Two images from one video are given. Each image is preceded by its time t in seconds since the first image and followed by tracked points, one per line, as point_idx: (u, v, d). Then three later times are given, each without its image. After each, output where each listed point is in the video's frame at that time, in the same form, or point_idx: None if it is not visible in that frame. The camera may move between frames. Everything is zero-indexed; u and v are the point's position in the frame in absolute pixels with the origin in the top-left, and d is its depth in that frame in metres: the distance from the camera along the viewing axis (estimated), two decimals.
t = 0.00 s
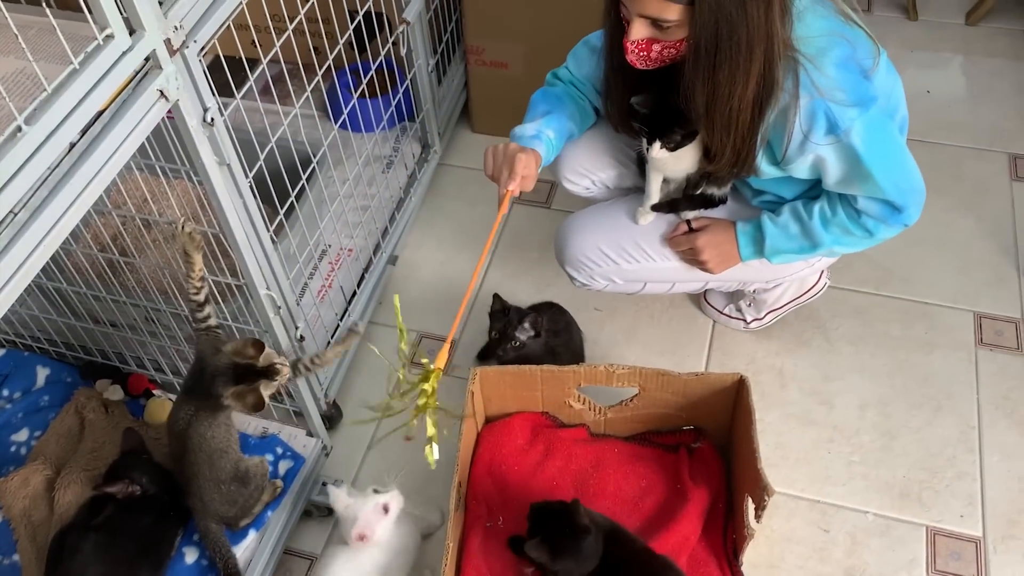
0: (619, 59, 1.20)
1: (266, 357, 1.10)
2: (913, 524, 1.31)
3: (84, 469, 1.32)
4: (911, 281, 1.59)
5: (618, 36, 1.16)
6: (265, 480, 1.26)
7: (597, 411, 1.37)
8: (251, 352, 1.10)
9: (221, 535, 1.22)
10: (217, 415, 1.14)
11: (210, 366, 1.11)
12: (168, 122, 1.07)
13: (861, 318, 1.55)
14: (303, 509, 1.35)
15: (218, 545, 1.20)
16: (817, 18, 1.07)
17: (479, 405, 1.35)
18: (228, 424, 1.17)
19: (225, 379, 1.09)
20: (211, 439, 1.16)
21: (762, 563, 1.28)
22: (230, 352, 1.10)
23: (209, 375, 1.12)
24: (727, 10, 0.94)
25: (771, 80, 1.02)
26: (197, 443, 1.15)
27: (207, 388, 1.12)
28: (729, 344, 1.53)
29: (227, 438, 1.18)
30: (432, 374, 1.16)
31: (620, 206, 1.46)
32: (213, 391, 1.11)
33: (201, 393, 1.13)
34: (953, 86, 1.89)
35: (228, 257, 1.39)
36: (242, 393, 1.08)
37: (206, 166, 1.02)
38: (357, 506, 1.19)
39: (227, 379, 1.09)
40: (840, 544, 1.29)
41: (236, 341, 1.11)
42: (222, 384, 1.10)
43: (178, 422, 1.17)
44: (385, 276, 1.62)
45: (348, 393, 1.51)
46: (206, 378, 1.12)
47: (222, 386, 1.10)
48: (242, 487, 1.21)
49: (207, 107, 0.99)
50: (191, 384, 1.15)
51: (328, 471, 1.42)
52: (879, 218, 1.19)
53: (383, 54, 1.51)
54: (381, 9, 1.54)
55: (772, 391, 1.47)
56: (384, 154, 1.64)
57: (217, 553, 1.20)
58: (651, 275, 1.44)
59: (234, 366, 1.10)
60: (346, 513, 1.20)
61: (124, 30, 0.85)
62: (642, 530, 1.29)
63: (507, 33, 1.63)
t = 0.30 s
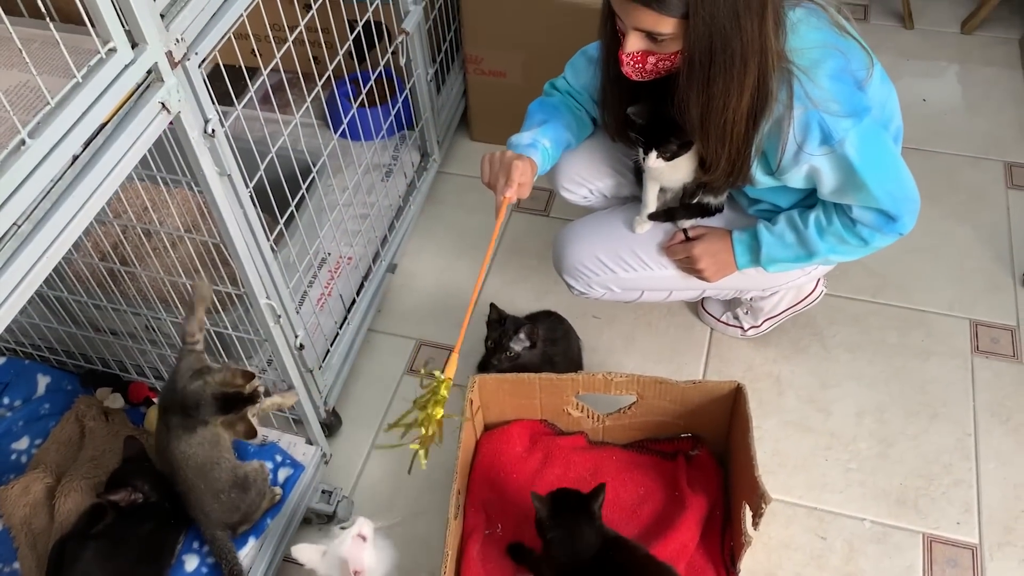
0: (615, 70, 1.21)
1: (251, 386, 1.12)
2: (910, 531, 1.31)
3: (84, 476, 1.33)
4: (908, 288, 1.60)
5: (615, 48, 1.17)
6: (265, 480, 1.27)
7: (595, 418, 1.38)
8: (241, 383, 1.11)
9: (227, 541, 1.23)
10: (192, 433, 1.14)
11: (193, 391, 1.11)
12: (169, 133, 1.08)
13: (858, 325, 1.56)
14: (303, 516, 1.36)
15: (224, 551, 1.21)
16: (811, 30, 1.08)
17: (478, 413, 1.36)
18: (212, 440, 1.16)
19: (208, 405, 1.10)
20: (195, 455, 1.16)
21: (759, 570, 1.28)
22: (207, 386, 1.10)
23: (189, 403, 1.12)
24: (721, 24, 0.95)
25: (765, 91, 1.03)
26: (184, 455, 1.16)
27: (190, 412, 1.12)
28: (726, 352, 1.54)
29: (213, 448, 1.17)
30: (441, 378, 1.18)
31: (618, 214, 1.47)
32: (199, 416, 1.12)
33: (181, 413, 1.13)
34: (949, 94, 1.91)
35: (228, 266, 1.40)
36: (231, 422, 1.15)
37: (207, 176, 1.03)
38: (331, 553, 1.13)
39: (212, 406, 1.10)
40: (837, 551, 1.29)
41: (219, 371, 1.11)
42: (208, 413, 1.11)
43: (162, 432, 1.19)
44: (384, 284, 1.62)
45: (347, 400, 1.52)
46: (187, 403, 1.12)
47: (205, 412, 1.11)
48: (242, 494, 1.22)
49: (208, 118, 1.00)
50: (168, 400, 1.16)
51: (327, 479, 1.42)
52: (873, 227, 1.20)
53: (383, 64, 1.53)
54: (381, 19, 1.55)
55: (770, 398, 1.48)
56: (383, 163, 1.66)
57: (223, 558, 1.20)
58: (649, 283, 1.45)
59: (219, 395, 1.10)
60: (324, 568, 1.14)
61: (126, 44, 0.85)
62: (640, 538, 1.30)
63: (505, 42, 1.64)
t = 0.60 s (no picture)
0: (616, 79, 1.21)
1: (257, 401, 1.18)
2: (909, 537, 1.31)
3: (84, 481, 1.33)
4: (906, 295, 1.61)
5: (616, 57, 1.17)
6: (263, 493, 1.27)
7: (594, 425, 1.39)
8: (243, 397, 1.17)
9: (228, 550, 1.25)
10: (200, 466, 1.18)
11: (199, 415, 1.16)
12: (172, 140, 1.08)
13: (857, 332, 1.57)
14: (303, 522, 1.36)
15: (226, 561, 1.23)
16: (811, 40, 1.09)
17: (477, 419, 1.36)
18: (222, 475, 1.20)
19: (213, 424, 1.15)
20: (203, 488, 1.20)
21: None
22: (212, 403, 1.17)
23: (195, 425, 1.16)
24: (723, 36, 0.95)
25: (765, 102, 1.04)
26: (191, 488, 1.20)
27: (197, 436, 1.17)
28: (725, 358, 1.55)
29: (217, 482, 1.20)
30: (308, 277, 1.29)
31: (617, 221, 1.48)
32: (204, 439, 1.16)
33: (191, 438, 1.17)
34: (946, 102, 1.91)
35: (229, 272, 1.40)
36: (236, 431, 1.14)
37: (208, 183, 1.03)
38: (336, 554, 1.16)
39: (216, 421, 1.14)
40: (836, 557, 1.30)
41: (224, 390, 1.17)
42: (213, 434, 1.15)
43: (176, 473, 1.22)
44: (383, 290, 1.63)
45: (346, 406, 1.53)
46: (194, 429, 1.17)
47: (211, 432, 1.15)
48: (241, 517, 1.24)
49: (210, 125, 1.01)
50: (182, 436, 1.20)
51: (327, 485, 1.43)
52: (872, 235, 1.21)
53: (384, 71, 1.53)
54: (381, 26, 1.56)
55: (769, 404, 1.48)
56: (383, 169, 1.65)
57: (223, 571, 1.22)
58: (648, 290, 1.45)
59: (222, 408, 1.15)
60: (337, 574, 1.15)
61: (130, 52, 0.86)
62: (640, 544, 1.30)
63: (505, 49, 1.65)
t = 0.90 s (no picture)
0: (616, 85, 1.21)
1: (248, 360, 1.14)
2: (907, 543, 1.31)
3: (82, 486, 1.33)
4: (905, 301, 1.61)
5: (617, 63, 1.18)
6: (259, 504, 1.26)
7: (593, 430, 1.38)
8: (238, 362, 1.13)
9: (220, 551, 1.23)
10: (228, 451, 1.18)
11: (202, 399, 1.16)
12: (171, 145, 1.08)
13: (855, 338, 1.57)
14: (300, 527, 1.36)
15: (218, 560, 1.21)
16: (812, 47, 1.09)
17: (476, 424, 1.36)
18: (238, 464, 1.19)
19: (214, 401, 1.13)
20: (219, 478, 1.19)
21: None
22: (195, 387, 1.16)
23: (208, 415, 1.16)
24: (722, 43, 0.96)
25: (765, 109, 1.04)
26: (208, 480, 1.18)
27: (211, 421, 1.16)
28: (724, 364, 1.55)
29: (237, 471, 1.20)
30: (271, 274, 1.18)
31: (617, 226, 1.48)
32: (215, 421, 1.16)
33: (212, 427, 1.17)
34: (944, 108, 1.92)
35: (229, 276, 1.41)
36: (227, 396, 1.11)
37: (207, 188, 1.03)
38: (355, 555, 1.19)
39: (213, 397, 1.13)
40: (835, 564, 1.30)
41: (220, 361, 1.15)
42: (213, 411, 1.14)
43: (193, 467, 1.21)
44: (382, 295, 1.63)
45: (345, 411, 1.52)
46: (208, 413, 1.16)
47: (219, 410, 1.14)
48: (240, 520, 1.23)
49: (210, 130, 1.01)
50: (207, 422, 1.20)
51: (325, 490, 1.43)
52: (872, 242, 1.21)
53: (383, 77, 1.54)
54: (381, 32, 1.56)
55: (767, 410, 1.48)
56: (382, 174, 1.64)
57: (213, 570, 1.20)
58: (647, 295, 1.46)
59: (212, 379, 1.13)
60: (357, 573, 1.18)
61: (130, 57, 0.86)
62: (638, 550, 1.30)
63: (504, 55, 1.66)
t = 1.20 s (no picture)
0: (616, 88, 1.21)
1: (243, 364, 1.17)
2: (906, 548, 1.31)
3: (79, 492, 1.33)
4: (903, 305, 1.61)
5: (616, 67, 1.18)
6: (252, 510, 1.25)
7: (591, 435, 1.38)
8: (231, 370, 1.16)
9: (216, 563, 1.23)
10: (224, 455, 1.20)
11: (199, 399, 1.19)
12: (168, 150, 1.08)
13: (854, 342, 1.57)
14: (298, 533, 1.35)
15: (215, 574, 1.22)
16: (811, 51, 1.09)
17: (474, 430, 1.36)
18: (228, 471, 1.20)
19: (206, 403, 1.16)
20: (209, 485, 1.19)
21: None
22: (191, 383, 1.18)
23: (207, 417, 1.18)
24: (722, 46, 0.96)
25: (765, 112, 1.04)
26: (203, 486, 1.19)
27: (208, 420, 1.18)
28: (722, 368, 1.55)
29: (229, 477, 1.21)
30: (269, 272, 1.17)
31: (616, 230, 1.48)
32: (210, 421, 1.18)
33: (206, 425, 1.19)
34: (941, 113, 1.92)
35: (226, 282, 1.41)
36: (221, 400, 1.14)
37: (205, 193, 1.03)
38: (377, 538, 1.19)
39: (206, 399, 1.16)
40: (833, 569, 1.29)
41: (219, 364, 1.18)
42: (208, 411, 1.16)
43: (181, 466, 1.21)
44: (380, 300, 1.63)
45: (343, 416, 1.52)
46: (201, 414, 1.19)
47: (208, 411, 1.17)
48: (234, 530, 1.22)
49: (208, 136, 1.01)
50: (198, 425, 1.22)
51: (323, 496, 1.42)
52: (871, 245, 1.21)
53: (381, 82, 1.54)
54: (379, 37, 1.56)
55: (765, 415, 1.48)
56: (380, 179, 1.64)
57: None
58: (646, 299, 1.46)
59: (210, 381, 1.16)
60: (385, 554, 1.19)
61: (127, 63, 0.86)
62: (637, 556, 1.30)
63: (502, 60, 1.66)
